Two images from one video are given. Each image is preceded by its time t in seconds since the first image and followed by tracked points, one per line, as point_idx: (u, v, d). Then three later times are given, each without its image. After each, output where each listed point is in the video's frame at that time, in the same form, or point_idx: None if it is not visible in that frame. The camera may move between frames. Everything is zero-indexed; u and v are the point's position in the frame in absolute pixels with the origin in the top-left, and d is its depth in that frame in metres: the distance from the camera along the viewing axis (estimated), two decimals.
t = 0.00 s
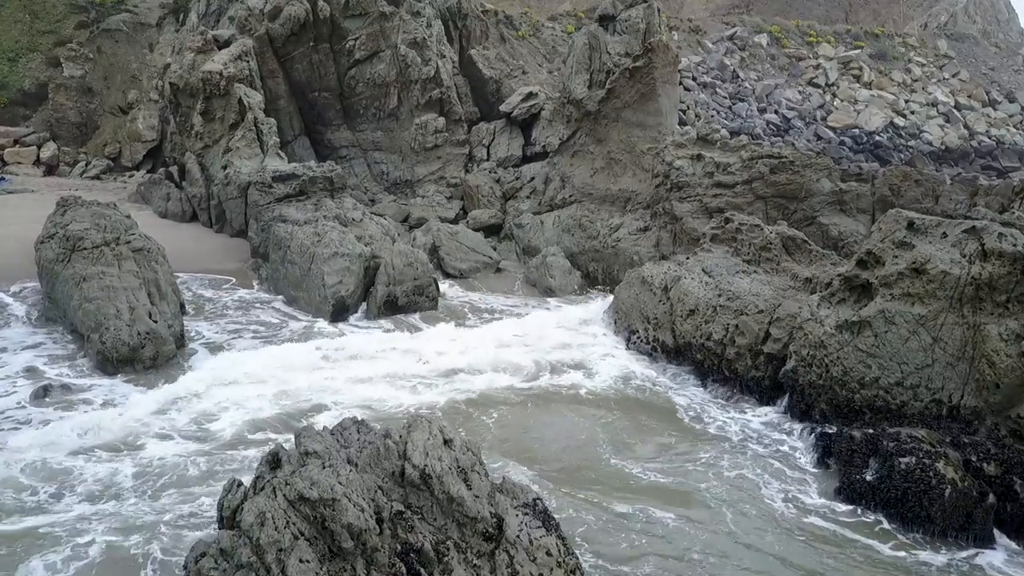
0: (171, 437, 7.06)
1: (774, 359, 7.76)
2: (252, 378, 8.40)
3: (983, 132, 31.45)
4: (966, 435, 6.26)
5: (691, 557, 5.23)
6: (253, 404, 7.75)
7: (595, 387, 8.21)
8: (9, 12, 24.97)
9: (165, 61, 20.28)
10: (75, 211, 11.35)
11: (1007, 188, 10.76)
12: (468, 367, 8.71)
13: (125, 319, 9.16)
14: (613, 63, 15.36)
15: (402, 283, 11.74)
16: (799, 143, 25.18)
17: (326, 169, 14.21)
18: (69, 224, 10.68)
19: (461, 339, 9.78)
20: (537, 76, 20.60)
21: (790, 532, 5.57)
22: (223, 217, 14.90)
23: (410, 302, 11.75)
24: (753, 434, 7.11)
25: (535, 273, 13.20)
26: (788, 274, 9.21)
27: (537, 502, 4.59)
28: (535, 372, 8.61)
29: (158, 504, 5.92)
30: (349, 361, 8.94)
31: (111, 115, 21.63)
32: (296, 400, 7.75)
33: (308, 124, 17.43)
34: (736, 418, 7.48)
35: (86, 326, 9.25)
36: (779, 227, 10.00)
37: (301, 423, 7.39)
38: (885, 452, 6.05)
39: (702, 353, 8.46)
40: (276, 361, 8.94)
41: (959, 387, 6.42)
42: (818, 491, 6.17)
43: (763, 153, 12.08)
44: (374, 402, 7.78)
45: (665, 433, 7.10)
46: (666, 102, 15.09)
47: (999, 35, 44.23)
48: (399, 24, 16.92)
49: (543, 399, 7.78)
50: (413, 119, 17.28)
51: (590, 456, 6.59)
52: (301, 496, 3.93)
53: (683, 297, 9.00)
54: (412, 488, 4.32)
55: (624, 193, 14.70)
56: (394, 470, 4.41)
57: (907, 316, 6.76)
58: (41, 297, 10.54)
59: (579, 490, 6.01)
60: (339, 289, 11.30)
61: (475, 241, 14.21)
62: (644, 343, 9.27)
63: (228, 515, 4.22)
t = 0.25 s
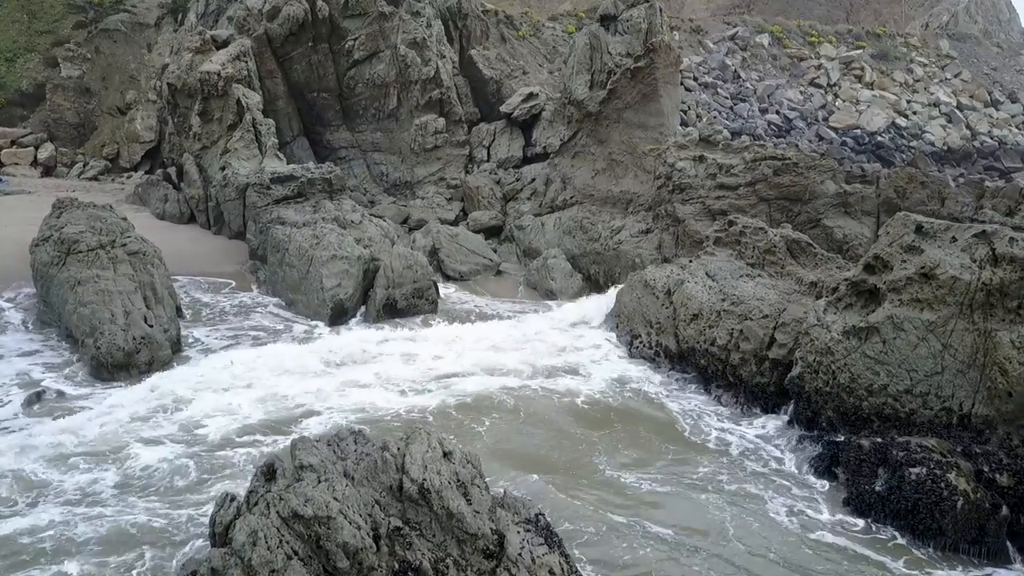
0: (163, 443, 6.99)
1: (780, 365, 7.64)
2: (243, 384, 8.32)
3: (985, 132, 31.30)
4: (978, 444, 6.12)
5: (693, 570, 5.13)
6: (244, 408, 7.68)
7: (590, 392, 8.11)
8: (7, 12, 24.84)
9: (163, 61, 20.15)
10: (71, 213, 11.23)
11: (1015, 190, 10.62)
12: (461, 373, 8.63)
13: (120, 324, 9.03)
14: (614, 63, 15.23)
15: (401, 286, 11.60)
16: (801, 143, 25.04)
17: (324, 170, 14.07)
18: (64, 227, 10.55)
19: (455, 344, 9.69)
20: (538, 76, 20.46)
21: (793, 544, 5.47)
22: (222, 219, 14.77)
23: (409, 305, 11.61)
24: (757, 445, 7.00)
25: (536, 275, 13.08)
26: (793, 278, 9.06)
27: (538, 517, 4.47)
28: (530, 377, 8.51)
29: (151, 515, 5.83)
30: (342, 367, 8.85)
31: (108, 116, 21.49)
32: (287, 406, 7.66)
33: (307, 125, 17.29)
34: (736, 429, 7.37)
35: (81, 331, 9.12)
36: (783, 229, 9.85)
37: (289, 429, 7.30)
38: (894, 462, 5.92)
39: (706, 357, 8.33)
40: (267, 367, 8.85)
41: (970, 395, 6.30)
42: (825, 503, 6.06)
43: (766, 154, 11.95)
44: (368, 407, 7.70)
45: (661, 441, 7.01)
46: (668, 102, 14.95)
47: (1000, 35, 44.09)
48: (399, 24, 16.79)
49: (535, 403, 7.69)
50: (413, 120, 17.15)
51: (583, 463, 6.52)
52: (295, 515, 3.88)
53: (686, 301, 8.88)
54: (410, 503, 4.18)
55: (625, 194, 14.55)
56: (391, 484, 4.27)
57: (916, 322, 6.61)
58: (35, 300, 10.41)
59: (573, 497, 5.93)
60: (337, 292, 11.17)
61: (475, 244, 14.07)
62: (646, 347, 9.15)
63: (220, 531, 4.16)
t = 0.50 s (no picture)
0: (154, 451, 6.91)
1: (785, 372, 7.50)
2: (235, 391, 8.26)
3: (987, 133, 31.14)
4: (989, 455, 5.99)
5: None
6: (235, 415, 7.62)
7: (584, 397, 8.03)
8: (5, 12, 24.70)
9: (161, 62, 20.01)
10: (66, 216, 11.09)
11: None
12: (450, 377, 8.64)
13: (115, 329, 8.91)
14: (615, 63, 15.11)
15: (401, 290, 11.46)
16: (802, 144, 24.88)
17: (323, 171, 13.92)
18: (59, 229, 10.41)
19: (447, 348, 9.64)
20: (538, 77, 20.32)
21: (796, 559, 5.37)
22: (219, 221, 14.63)
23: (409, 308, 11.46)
24: (759, 455, 6.88)
25: (537, 278, 12.94)
26: (798, 282, 8.90)
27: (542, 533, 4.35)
28: (527, 383, 8.41)
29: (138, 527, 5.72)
30: (331, 371, 8.82)
31: (106, 116, 21.36)
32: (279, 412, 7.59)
33: (305, 126, 17.15)
34: (733, 437, 7.30)
35: (75, 336, 8.98)
36: (788, 232, 9.69)
37: (280, 434, 7.21)
38: (905, 473, 5.81)
39: (709, 363, 8.19)
40: (259, 373, 8.78)
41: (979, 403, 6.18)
42: (832, 516, 5.94)
43: (770, 156, 11.81)
44: (359, 412, 7.68)
45: (657, 450, 6.93)
46: (670, 104, 14.83)
47: (1001, 35, 43.92)
48: (399, 25, 16.66)
49: (528, 410, 7.62)
50: (412, 121, 17.02)
51: (578, 473, 6.44)
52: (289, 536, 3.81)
53: (689, 305, 8.74)
54: (409, 519, 4.08)
55: (627, 196, 14.37)
56: (389, 500, 4.16)
57: (926, 329, 6.47)
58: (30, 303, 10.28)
59: (566, 507, 5.86)
60: (336, 296, 11.02)
61: (475, 246, 13.92)
62: (649, 353, 9.02)
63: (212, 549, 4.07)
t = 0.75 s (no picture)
0: (142, 457, 6.77)
1: (791, 379, 7.35)
2: (224, 396, 8.13)
3: (990, 133, 30.99)
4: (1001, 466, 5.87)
5: None
6: (224, 420, 7.49)
7: (584, 404, 7.91)
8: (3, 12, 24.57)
9: (160, 62, 19.87)
10: (62, 218, 10.95)
11: None
12: (438, 379, 8.56)
13: (109, 335, 8.78)
14: (617, 64, 14.97)
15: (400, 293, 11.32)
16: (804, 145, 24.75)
17: (322, 173, 13.76)
18: (54, 232, 10.26)
19: (447, 352, 9.52)
20: (539, 78, 20.18)
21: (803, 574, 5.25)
22: (218, 223, 14.49)
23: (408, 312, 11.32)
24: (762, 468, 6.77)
25: (538, 281, 12.81)
26: (803, 287, 8.75)
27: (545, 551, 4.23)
28: (528, 389, 8.28)
29: (124, 536, 5.59)
30: (319, 374, 8.72)
31: (105, 117, 21.22)
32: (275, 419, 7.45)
33: (305, 127, 17.01)
34: (733, 447, 7.18)
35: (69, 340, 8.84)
36: (793, 235, 9.53)
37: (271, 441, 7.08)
38: (915, 485, 5.69)
39: (714, 370, 8.07)
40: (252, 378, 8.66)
41: (991, 413, 6.07)
42: (838, 531, 5.83)
43: (773, 158, 11.68)
44: (356, 418, 7.54)
45: (657, 461, 6.81)
46: (672, 104, 14.65)
47: (1003, 36, 43.77)
48: (398, 25, 16.53)
49: (524, 418, 7.50)
50: (412, 122, 16.89)
51: (574, 485, 6.32)
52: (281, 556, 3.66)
53: (693, 310, 8.61)
54: (407, 537, 3.97)
55: (629, 198, 14.20)
56: (387, 517, 4.04)
57: (936, 336, 6.34)
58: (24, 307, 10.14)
59: (562, 521, 5.73)
60: (335, 300, 10.87)
61: (476, 248, 13.78)
62: (652, 358, 8.91)
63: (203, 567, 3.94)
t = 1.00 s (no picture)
0: (133, 465, 6.64)
1: (797, 387, 7.20)
2: (218, 402, 7.98)
3: (992, 134, 30.83)
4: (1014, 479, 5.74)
5: None
6: (215, 428, 7.35)
7: (584, 412, 7.78)
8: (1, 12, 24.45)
9: (158, 63, 19.74)
10: (57, 221, 10.81)
11: None
12: (426, 383, 8.45)
13: (103, 340, 8.65)
14: (618, 65, 14.84)
15: (399, 298, 11.20)
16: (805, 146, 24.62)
17: (321, 175, 13.61)
18: (48, 235, 10.13)
19: (447, 357, 9.39)
20: (540, 78, 20.04)
21: None
22: (216, 225, 14.35)
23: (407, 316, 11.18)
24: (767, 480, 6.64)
25: (538, 284, 12.68)
26: (809, 293, 8.59)
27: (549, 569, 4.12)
28: (528, 396, 8.15)
29: (109, 549, 5.45)
30: (312, 379, 8.58)
31: (103, 118, 21.09)
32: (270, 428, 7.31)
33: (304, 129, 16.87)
34: (734, 459, 7.06)
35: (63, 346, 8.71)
36: (798, 239, 9.38)
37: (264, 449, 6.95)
38: (926, 498, 5.57)
39: (718, 377, 7.94)
40: (248, 384, 8.52)
41: (1002, 423, 5.93)
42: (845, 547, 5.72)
43: (777, 161, 11.55)
44: (352, 426, 7.38)
45: (657, 474, 6.69)
46: (674, 105, 14.46)
47: (1005, 36, 43.60)
48: (398, 26, 16.40)
49: (520, 427, 7.36)
50: (412, 123, 16.76)
51: (571, 501, 6.18)
52: None
53: (696, 316, 8.47)
54: (405, 557, 3.86)
55: (631, 200, 14.06)
56: (385, 536, 3.93)
57: (946, 344, 6.21)
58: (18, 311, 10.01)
59: (559, 539, 5.60)
60: (333, 304, 10.73)
61: (476, 251, 13.63)
62: (655, 364, 8.78)
63: None
